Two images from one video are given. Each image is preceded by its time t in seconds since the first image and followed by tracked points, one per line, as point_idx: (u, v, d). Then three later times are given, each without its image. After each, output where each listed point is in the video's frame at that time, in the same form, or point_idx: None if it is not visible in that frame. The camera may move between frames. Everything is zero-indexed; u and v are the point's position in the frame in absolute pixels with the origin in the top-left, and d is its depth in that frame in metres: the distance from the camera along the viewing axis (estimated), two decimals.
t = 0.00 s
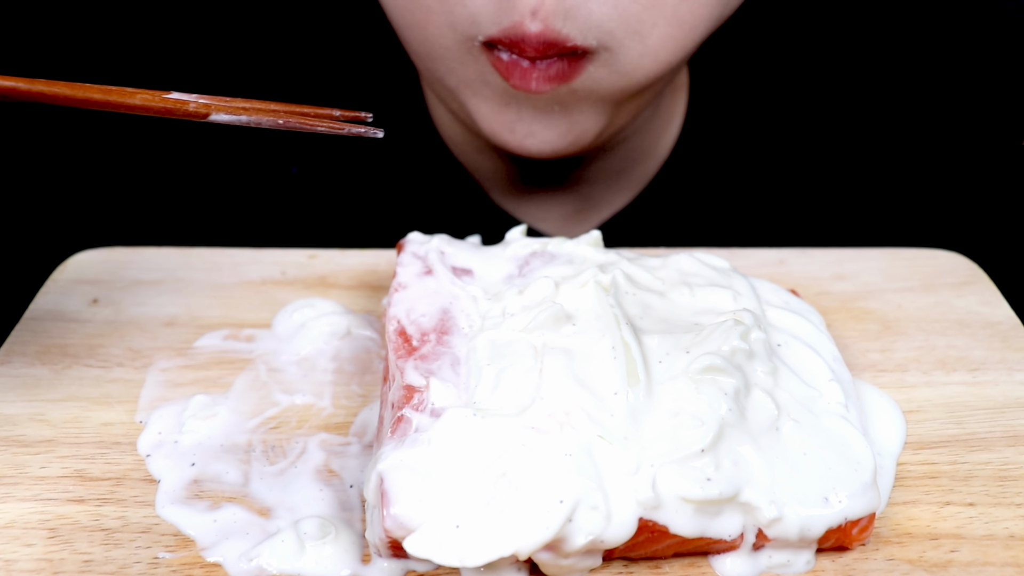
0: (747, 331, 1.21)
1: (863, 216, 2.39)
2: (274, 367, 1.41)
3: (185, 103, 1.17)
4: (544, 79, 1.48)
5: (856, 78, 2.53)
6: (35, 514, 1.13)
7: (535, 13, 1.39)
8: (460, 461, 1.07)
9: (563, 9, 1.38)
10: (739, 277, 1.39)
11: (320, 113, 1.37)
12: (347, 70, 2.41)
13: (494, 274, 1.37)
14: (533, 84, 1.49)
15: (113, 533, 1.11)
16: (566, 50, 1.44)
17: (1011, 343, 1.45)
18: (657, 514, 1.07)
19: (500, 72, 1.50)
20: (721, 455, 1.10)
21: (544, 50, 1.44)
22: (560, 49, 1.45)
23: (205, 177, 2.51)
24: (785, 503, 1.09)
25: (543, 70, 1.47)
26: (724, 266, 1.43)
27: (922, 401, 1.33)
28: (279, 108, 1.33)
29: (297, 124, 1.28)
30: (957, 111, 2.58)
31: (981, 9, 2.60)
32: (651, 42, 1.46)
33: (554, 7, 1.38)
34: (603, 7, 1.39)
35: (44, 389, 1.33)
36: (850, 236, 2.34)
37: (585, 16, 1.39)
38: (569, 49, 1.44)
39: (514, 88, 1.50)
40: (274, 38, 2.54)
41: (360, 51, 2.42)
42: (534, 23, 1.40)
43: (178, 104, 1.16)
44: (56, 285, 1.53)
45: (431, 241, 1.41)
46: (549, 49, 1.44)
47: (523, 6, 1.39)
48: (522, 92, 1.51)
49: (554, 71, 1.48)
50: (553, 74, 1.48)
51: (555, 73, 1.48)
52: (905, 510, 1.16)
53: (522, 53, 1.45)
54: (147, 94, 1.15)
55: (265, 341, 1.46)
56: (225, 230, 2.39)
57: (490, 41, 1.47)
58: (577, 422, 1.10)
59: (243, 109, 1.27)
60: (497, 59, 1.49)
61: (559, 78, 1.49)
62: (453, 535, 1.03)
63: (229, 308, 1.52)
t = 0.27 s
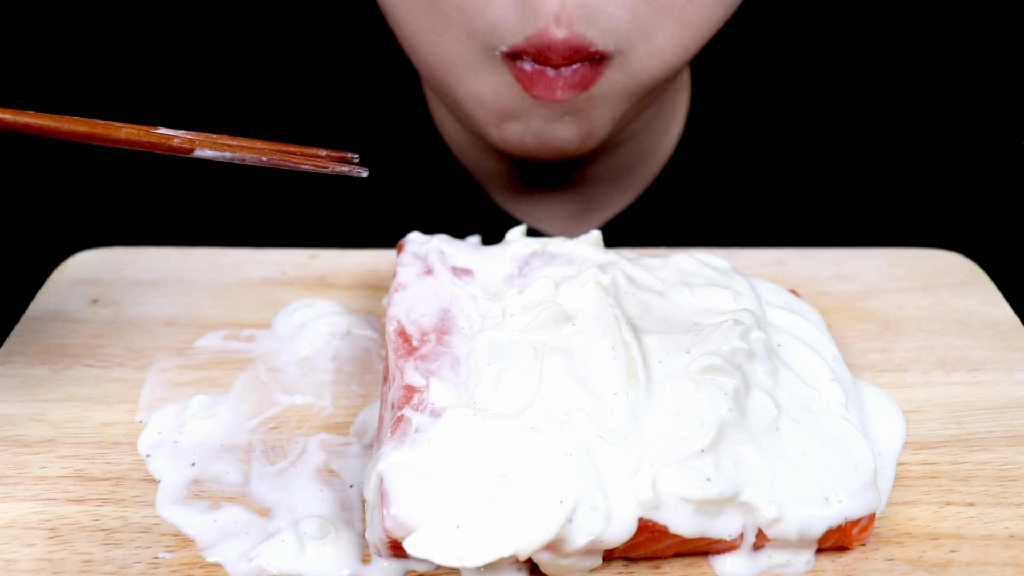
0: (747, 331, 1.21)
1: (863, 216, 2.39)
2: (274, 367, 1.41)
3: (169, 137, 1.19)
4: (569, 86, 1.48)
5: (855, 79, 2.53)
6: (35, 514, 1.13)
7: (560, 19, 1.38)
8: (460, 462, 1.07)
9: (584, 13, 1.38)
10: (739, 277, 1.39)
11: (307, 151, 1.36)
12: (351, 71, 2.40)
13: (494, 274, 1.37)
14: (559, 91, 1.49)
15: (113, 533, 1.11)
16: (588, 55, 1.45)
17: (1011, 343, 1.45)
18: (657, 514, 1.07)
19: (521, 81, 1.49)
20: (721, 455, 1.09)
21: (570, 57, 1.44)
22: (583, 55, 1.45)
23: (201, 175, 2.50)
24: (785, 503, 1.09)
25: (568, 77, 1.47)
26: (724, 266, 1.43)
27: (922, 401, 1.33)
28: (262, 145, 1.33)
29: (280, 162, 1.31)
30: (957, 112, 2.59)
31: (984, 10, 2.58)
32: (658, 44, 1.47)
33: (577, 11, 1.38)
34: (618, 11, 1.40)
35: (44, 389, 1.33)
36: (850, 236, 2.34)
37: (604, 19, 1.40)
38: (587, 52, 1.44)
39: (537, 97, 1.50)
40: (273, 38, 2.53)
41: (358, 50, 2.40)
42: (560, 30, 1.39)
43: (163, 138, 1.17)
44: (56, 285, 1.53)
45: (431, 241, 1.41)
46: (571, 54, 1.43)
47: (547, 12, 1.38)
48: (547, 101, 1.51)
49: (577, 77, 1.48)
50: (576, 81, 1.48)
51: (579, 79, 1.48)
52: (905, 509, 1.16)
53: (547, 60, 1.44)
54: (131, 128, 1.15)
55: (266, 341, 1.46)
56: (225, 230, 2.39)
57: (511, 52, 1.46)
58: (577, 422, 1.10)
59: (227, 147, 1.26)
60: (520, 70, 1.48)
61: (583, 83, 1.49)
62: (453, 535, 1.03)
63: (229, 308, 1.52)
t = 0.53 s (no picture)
0: (747, 331, 1.21)
1: (864, 216, 2.39)
2: (274, 367, 1.41)
3: (168, 164, 1.18)
4: (581, 87, 1.49)
5: (858, 79, 2.56)
6: (35, 514, 1.13)
7: (575, 17, 1.38)
8: (460, 462, 1.07)
9: (601, 12, 1.38)
10: (739, 277, 1.39)
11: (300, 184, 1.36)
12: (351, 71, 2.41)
13: (493, 274, 1.37)
14: (571, 92, 1.49)
15: (113, 533, 1.11)
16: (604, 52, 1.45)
17: (1011, 343, 1.45)
18: (657, 514, 1.07)
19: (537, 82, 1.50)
20: (721, 455, 1.09)
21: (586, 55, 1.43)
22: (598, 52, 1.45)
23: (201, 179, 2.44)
24: (785, 503, 1.09)
25: (580, 79, 1.47)
26: (724, 266, 1.43)
27: (922, 401, 1.33)
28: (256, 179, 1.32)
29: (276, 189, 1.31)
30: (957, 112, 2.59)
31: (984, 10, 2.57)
32: (673, 37, 1.47)
33: (594, 9, 1.37)
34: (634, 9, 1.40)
35: (44, 389, 1.33)
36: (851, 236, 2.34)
37: (621, 17, 1.40)
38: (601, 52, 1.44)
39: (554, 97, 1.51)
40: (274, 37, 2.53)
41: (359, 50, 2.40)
42: (576, 27, 1.39)
43: (162, 165, 1.17)
44: (56, 285, 1.53)
45: (430, 241, 1.41)
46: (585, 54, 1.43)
47: (562, 12, 1.37)
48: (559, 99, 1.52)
49: (590, 78, 1.48)
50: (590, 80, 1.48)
51: (592, 79, 1.48)
52: (905, 509, 1.16)
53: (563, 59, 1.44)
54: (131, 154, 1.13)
55: (266, 341, 1.46)
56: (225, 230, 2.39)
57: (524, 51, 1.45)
58: (577, 422, 1.10)
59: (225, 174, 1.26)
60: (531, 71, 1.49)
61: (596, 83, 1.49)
62: (453, 536, 1.03)
63: (229, 308, 1.52)
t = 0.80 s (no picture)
0: (747, 332, 1.21)
1: (864, 216, 2.38)
2: (274, 367, 1.41)
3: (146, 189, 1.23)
4: (597, 83, 1.48)
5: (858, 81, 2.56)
6: (35, 514, 1.13)
7: (580, 21, 1.38)
8: (460, 462, 1.07)
9: (603, 12, 1.38)
10: (739, 277, 1.39)
11: (282, 233, 1.34)
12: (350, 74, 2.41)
13: (493, 274, 1.37)
14: (587, 90, 1.49)
15: (113, 533, 1.11)
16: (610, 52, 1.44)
17: (1011, 343, 1.45)
18: (657, 514, 1.07)
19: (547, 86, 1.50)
20: (721, 455, 1.09)
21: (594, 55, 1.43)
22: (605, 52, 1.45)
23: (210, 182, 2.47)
24: (786, 503, 1.09)
25: (594, 74, 1.47)
26: (724, 266, 1.43)
27: (922, 401, 1.33)
28: (237, 229, 1.31)
29: (256, 217, 1.33)
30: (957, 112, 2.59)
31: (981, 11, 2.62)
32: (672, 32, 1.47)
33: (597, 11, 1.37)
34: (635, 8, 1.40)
35: (44, 389, 1.33)
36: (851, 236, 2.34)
37: (623, 18, 1.40)
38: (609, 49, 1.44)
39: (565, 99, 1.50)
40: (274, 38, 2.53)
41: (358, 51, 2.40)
42: (582, 31, 1.39)
43: (141, 188, 1.22)
44: (56, 285, 1.53)
45: (430, 242, 1.41)
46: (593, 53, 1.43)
47: (567, 14, 1.38)
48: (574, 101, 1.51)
49: (604, 72, 1.48)
50: (602, 77, 1.48)
51: (605, 74, 1.48)
52: (905, 510, 1.16)
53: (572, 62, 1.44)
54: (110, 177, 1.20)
55: (266, 341, 1.46)
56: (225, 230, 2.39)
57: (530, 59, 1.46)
58: (576, 422, 1.10)
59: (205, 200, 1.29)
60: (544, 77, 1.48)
61: (609, 78, 1.49)
62: (453, 536, 1.03)
63: (229, 308, 1.52)
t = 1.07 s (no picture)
0: (747, 331, 1.21)
1: (864, 216, 2.38)
2: (274, 367, 1.41)
3: (152, 210, 1.22)
4: (568, 75, 1.48)
5: (855, 85, 2.55)
6: (35, 514, 1.13)
7: None
8: (460, 462, 1.07)
9: None
10: (739, 277, 1.39)
11: (284, 250, 1.35)
12: (347, 73, 2.38)
13: (493, 274, 1.37)
14: (558, 80, 1.49)
15: (113, 533, 1.11)
16: (586, 41, 1.44)
17: (1011, 343, 1.45)
18: (657, 514, 1.07)
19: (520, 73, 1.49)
20: (721, 455, 1.10)
21: (568, 41, 1.43)
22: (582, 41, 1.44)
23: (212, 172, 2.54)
24: (785, 503, 1.09)
25: (566, 66, 1.46)
26: (724, 266, 1.43)
27: (923, 401, 1.33)
28: (241, 249, 1.31)
29: (261, 237, 1.32)
30: (957, 112, 2.59)
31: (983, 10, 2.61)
32: (659, 25, 1.47)
33: None
34: None
35: (44, 389, 1.33)
36: (851, 236, 2.33)
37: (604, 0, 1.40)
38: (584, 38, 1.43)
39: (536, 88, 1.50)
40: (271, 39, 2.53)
41: (351, 49, 2.37)
42: (558, 10, 1.39)
43: (146, 210, 1.21)
44: (56, 285, 1.53)
45: (430, 241, 1.41)
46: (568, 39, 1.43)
47: None
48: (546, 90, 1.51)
49: (577, 65, 1.47)
50: (575, 70, 1.47)
51: (578, 67, 1.47)
52: (905, 509, 1.16)
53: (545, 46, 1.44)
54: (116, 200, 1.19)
55: (266, 341, 1.46)
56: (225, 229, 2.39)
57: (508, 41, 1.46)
58: (577, 422, 1.10)
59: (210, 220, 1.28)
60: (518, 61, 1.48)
61: (582, 71, 1.48)
62: (453, 536, 1.03)
63: (230, 308, 1.52)
